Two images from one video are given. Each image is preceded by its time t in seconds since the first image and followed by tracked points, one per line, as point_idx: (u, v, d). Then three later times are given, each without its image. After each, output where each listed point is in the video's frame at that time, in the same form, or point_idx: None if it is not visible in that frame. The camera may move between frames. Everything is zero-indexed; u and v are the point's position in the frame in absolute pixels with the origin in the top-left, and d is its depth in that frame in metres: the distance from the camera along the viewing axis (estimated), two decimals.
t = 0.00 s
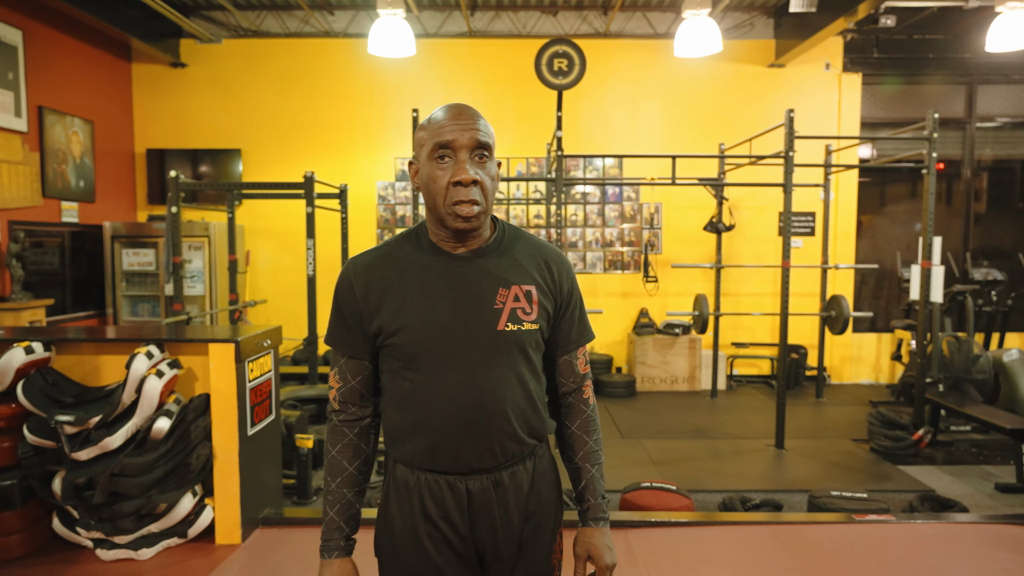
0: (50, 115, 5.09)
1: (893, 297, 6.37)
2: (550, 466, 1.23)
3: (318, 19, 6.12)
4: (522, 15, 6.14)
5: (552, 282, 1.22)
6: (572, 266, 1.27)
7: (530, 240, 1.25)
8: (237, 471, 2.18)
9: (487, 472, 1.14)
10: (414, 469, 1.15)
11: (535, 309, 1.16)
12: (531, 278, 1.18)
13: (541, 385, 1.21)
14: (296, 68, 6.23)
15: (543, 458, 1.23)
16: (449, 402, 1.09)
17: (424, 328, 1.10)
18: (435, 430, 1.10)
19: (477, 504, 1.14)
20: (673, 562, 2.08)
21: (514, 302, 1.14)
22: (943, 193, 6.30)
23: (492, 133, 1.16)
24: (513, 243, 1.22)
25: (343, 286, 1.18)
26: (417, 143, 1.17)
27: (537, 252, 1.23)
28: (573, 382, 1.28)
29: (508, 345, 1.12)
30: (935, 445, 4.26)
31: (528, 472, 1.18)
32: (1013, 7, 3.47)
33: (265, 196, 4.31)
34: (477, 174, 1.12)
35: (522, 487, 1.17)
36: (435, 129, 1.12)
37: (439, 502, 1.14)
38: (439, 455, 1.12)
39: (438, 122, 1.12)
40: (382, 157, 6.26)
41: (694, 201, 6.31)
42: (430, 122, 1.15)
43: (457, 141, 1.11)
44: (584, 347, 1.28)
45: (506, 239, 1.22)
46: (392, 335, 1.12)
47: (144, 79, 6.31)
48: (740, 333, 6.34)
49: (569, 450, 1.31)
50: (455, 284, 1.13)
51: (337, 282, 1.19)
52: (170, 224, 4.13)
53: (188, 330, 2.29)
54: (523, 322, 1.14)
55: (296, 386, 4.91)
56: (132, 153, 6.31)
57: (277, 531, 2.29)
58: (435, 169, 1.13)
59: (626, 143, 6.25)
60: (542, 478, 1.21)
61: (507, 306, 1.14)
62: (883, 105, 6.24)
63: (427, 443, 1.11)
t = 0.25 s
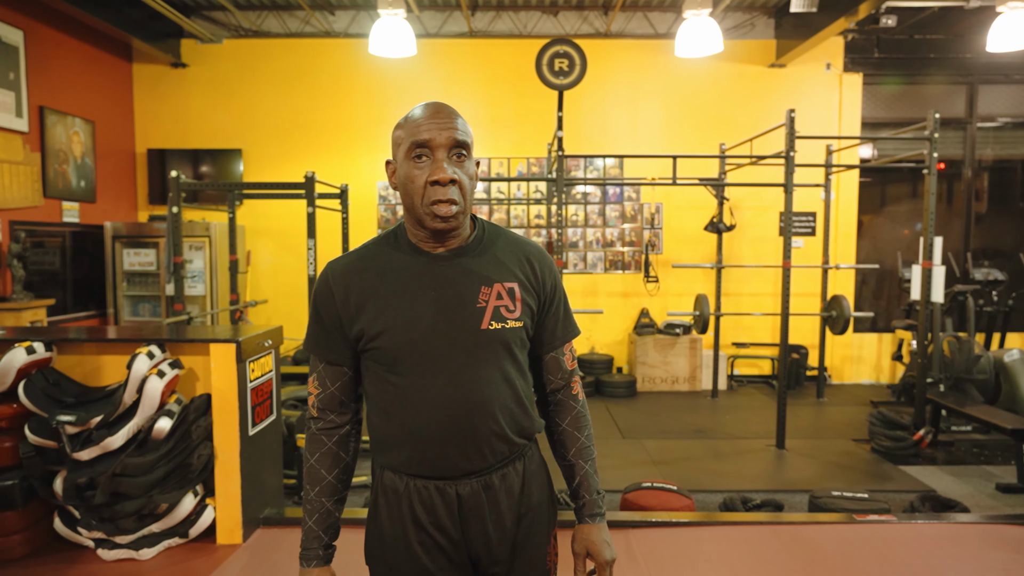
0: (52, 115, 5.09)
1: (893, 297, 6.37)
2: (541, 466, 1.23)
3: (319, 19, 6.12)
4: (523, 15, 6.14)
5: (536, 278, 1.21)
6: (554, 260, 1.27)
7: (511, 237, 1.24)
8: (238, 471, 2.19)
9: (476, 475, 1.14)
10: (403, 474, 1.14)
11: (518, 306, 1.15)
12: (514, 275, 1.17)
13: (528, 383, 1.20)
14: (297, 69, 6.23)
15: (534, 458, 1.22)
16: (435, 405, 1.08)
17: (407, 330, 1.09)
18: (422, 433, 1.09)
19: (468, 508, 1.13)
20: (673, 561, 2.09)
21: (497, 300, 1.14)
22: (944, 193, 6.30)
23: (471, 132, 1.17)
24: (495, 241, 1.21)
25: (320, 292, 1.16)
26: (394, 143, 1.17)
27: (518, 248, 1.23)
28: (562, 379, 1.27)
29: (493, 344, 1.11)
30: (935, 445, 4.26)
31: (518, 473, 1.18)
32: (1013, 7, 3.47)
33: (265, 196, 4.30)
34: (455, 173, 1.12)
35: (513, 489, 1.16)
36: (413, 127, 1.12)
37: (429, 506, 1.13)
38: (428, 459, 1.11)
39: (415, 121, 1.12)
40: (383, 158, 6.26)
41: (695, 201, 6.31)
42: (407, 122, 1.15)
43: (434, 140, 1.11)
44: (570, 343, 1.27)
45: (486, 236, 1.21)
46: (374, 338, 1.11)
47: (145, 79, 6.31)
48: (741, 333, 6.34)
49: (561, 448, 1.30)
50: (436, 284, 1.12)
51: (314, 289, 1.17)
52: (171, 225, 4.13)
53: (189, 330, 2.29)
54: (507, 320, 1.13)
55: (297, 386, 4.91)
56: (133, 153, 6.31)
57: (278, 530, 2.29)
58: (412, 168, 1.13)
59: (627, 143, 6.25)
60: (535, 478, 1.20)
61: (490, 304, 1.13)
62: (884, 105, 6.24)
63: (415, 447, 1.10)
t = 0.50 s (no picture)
0: (53, 115, 5.09)
1: (895, 298, 6.36)
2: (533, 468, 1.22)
3: (320, 19, 6.12)
4: (524, 14, 6.14)
5: (521, 277, 1.20)
6: (539, 258, 1.26)
7: (496, 237, 1.23)
8: (239, 471, 2.19)
9: (466, 479, 1.13)
10: (393, 479, 1.14)
11: (505, 306, 1.14)
12: (499, 275, 1.16)
13: (517, 383, 1.19)
14: (298, 69, 6.23)
15: (525, 460, 1.21)
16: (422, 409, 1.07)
17: (393, 334, 1.08)
18: (410, 437, 1.09)
19: (459, 512, 1.12)
20: (674, 561, 2.09)
21: (483, 300, 1.12)
22: (945, 193, 6.30)
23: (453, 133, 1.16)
24: (479, 240, 1.20)
25: (303, 299, 1.16)
26: (375, 144, 1.16)
27: (502, 247, 1.22)
28: (550, 377, 1.25)
29: (481, 346, 1.10)
30: (936, 445, 4.26)
31: (510, 475, 1.16)
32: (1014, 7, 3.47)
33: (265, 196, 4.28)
34: (438, 175, 1.10)
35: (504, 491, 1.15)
36: (394, 129, 1.11)
37: (420, 510, 1.12)
38: (417, 462, 1.10)
39: (396, 122, 1.11)
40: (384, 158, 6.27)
41: (695, 201, 6.31)
42: (388, 123, 1.14)
43: (416, 142, 1.10)
44: (558, 341, 1.26)
45: (470, 236, 1.20)
46: (359, 343, 1.10)
47: (146, 79, 6.31)
48: (742, 333, 6.34)
49: (548, 447, 1.30)
50: (421, 287, 1.11)
51: (297, 295, 1.16)
52: (172, 224, 4.14)
53: (190, 330, 2.29)
54: (494, 320, 1.12)
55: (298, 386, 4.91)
56: (134, 153, 6.31)
57: (278, 530, 2.29)
58: (394, 171, 1.11)
59: (628, 143, 6.25)
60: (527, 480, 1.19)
61: (476, 305, 1.12)
62: (885, 105, 6.23)
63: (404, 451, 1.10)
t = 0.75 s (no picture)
0: (54, 115, 5.09)
1: (896, 298, 6.36)
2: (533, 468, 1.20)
3: (321, 19, 6.12)
4: (525, 15, 6.13)
5: (525, 280, 1.18)
6: (545, 260, 1.24)
7: (502, 238, 1.22)
8: (240, 472, 2.19)
9: (463, 478, 1.12)
10: (391, 477, 1.13)
11: (507, 312, 1.13)
12: (502, 279, 1.15)
13: (517, 387, 1.18)
14: (299, 69, 6.24)
15: (526, 461, 1.20)
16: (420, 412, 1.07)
17: (392, 337, 1.08)
18: (409, 438, 1.09)
19: (455, 511, 1.12)
20: (676, 561, 2.09)
21: (486, 307, 1.11)
22: (946, 192, 6.30)
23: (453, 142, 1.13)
24: (483, 243, 1.18)
25: (302, 298, 1.15)
26: (375, 160, 1.12)
27: (508, 249, 1.20)
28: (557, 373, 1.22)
29: (483, 354, 1.09)
30: (937, 445, 4.26)
31: (510, 478, 1.15)
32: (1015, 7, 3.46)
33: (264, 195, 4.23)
34: (446, 188, 1.08)
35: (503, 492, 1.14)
36: (395, 144, 1.08)
37: (416, 508, 1.12)
38: (415, 463, 1.10)
39: (396, 136, 1.08)
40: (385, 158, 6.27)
41: (696, 201, 6.31)
42: (387, 137, 1.10)
43: (419, 155, 1.07)
44: (563, 342, 1.24)
45: (475, 238, 1.18)
46: (359, 346, 1.10)
47: (148, 79, 6.32)
48: (743, 333, 6.34)
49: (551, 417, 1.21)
50: (422, 292, 1.10)
51: (297, 294, 1.16)
52: (173, 225, 4.14)
53: (192, 330, 2.29)
54: (496, 327, 1.11)
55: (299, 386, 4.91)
56: (135, 153, 6.32)
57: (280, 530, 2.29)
58: (399, 188, 1.08)
59: (629, 143, 6.25)
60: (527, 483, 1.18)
61: (479, 311, 1.10)
62: (886, 105, 6.23)
63: (404, 450, 1.10)
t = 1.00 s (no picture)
0: (55, 116, 5.10)
1: (897, 298, 6.35)
2: (542, 483, 1.19)
3: (322, 19, 6.13)
4: (526, 15, 6.13)
5: (541, 291, 1.15)
6: (569, 269, 1.19)
7: (521, 244, 1.19)
8: (242, 472, 2.19)
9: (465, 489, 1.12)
10: (394, 481, 1.15)
11: (516, 325, 1.11)
12: (513, 291, 1.13)
13: (529, 399, 1.15)
14: (300, 69, 6.24)
15: (534, 475, 1.18)
16: (419, 423, 1.07)
17: (395, 346, 1.08)
18: (409, 448, 1.09)
19: (455, 521, 1.12)
20: (677, 561, 2.09)
21: (492, 319, 1.10)
22: (947, 193, 6.30)
23: (463, 143, 1.12)
24: (497, 250, 1.16)
25: (315, 296, 1.16)
26: (382, 158, 1.12)
27: (526, 257, 1.16)
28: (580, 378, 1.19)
29: (485, 367, 1.08)
30: (938, 445, 4.26)
31: (513, 492, 1.14)
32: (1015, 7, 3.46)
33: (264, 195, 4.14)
34: (449, 190, 1.07)
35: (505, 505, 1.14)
36: (401, 143, 1.07)
37: (416, 515, 1.13)
38: (415, 472, 1.10)
39: (403, 135, 1.08)
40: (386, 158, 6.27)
41: (697, 201, 6.31)
42: (395, 135, 1.10)
43: (423, 156, 1.06)
44: (590, 356, 1.20)
45: (489, 245, 1.16)
46: (363, 352, 1.10)
47: (148, 79, 6.32)
48: (744, 333, 6.34)
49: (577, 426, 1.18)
50: (428, 299, 1.10)
51: (310, 292, 1.17)
52: (174, 225, 4.15)
53: (193, 331, 2.29)
54: (501, 341, 1.10)
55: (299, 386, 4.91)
56: (136, 153, 6.32)
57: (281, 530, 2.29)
58: (402, 188, 1.08)
59: (630, 143, 6.25)
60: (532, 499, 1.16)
61: (484, 323, 1.10)
62: (887, 105, 6.23)
63: (403, 460, 1.10)
